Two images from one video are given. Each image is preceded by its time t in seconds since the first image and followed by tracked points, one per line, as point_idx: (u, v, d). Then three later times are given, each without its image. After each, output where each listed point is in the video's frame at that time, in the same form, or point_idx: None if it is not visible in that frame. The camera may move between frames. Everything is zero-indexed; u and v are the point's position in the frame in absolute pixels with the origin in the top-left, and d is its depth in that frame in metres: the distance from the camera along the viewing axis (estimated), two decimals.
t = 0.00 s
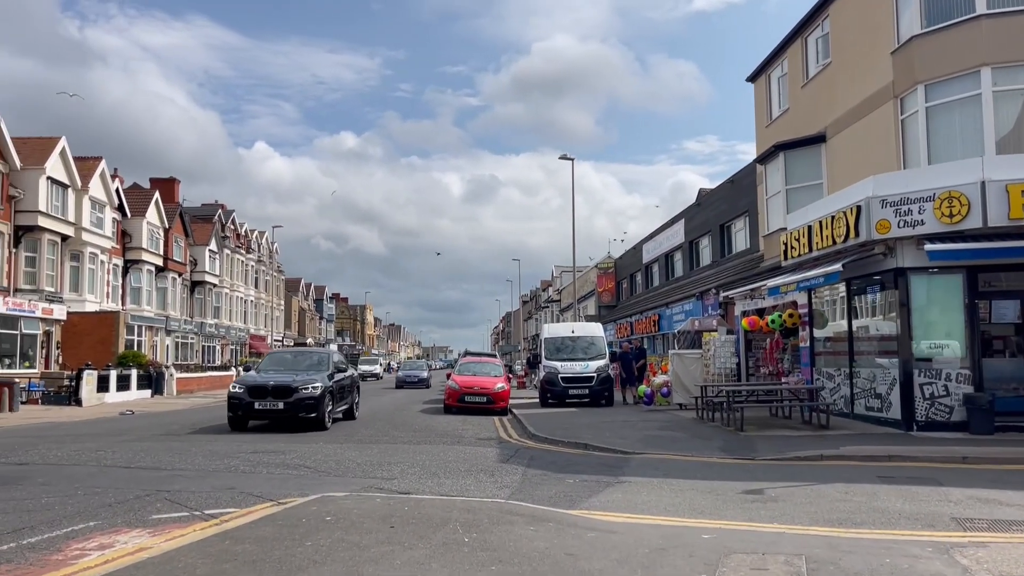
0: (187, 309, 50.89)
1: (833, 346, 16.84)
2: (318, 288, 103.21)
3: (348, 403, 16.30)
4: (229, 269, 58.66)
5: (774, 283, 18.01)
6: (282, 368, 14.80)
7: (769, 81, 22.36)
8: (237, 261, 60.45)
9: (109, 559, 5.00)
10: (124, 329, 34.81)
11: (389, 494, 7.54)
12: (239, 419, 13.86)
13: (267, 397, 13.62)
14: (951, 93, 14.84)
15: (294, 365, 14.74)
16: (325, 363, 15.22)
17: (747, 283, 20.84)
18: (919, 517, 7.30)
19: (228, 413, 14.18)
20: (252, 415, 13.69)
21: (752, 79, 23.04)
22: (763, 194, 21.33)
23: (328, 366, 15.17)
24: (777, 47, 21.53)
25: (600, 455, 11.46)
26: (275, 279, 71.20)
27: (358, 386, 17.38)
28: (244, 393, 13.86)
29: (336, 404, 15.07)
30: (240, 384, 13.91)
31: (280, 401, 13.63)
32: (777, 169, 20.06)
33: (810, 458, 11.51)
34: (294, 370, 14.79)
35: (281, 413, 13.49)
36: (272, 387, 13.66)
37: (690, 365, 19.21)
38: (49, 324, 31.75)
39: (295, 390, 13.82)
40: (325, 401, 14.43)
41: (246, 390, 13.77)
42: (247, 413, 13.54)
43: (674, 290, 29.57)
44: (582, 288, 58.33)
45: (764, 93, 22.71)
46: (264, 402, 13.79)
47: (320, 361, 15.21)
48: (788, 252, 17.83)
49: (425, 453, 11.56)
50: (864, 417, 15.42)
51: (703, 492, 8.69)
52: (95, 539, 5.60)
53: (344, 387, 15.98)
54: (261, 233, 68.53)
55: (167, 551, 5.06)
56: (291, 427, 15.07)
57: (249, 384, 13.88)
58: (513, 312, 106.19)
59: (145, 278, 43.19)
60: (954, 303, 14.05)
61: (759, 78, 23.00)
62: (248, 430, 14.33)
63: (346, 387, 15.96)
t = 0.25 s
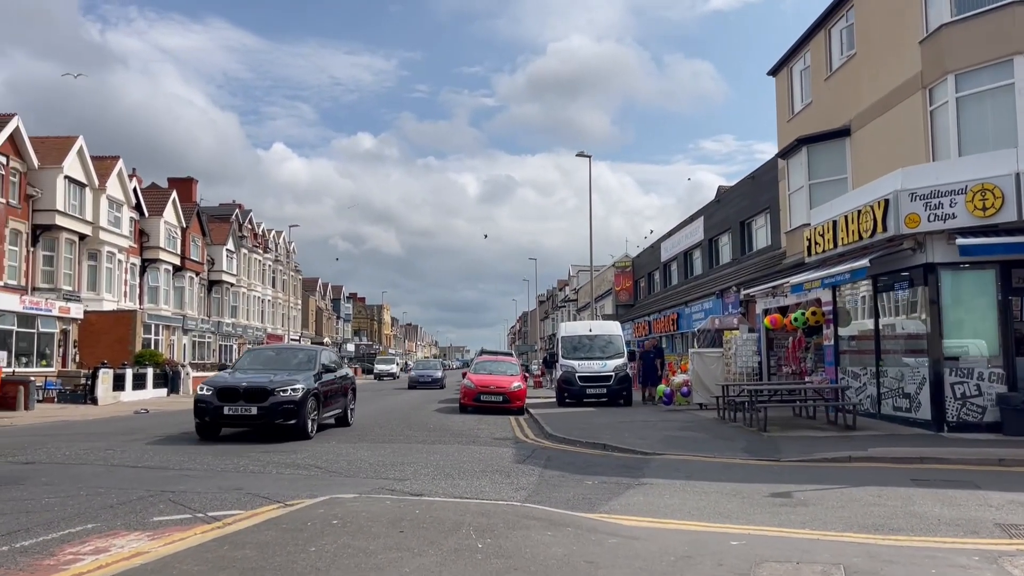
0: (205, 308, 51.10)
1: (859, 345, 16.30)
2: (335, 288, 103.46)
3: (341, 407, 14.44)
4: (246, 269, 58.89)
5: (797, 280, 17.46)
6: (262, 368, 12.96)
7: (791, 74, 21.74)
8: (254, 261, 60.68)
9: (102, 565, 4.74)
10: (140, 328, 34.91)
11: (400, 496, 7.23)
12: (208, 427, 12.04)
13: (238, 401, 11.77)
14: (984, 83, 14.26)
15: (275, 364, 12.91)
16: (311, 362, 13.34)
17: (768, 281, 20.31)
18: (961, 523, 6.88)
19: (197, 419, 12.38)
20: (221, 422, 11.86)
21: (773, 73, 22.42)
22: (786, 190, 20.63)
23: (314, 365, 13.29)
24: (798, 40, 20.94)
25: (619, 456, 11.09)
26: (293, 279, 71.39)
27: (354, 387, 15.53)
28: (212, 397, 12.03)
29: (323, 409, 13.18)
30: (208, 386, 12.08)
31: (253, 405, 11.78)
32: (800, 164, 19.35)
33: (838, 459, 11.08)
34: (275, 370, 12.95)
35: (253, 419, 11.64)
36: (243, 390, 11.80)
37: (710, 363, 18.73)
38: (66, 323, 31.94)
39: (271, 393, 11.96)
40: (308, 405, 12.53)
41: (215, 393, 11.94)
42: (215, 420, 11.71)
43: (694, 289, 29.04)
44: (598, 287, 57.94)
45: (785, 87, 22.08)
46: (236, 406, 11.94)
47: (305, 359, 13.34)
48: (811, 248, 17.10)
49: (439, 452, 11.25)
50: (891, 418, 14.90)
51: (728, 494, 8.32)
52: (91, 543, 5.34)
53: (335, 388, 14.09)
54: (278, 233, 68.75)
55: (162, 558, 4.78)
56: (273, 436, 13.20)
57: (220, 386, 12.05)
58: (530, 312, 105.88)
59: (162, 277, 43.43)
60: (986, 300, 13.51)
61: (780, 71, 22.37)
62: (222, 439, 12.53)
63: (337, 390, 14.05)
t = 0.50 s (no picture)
0: (215, 309, 51.19)
1: (877, 347, 15.87)
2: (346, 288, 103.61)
3: (322, 415, 12.51)
4: (257, 270, 58.98)
5: (813, 280, 16.99)
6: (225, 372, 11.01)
7: (806, 71, 21.17)
8: (265, 262, 60.78)
9: None
10: (150, 329, 34.95)
11: (404, 506, 6.97)
12: (157, 442, 10.09)
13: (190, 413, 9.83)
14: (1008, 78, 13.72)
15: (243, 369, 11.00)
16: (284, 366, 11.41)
17: (782, 281, 19.89)
18: (993, 536, 6.52)
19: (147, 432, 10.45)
20: (172, 439, 9.87)
21: (788, 69, 21.87)
22: (801, 188, 20.13)
23: (286, 368, 11.31)
24: (814, 35, 20.40)
25: (631, 462, 10.79)
26: (304, 279, 71.47)
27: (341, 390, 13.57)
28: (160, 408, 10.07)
29: (299, 419, 11.24)
30: (158, 395, 10.11)
31: (208, 418, 9.80)
32: (815, 162, 18.82)
33: (858, 465, 10.71)
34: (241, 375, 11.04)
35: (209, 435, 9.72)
36: (197, 399, 9.87)
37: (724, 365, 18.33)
38: (76, 323, 32.02)
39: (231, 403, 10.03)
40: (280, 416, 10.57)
41: (164, 404, 9.96)
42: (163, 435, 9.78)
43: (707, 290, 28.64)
44: (610, 287, 57.65)
45: (800, 84, 21.52)
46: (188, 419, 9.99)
47: (278, 362, 11.39)
48: (827, 248, 16.52)
49: (446, 456, 11.00)
50: (911, 422, 14.46)
51: (745, 503, 7.99)
52: (77, 555, 5.11)
53: (314, 394, 12.10)
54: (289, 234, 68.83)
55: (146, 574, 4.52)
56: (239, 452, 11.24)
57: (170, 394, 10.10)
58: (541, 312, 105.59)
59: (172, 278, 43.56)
60: (1010, 301, 13.06)
61: (795, 67, 21.79)
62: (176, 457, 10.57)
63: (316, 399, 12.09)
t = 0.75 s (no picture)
0: (223, 309, 51.16)
1: (892, 346, 15.45)
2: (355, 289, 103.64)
3: (284, 424, 10.55)
4: (265, 269, 58.95)
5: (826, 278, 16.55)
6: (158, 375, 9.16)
7: (819, 65, 20.67)
8: (273, 262, 60.76)
9: None
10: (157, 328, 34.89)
11: (403, 510, 6.69)
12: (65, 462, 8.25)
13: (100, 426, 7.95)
14: None
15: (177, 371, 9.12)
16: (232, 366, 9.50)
17: (795, 280, 19.48)
18: None
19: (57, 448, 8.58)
20: (78, 457, 8.02)
21: (800, 64, 21.39)
22: (814, 185, 19.67)
23: (232, 370, 9.37)
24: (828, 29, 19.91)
25: (640, 463, 10.47)
26: (312, 279, 71.46)
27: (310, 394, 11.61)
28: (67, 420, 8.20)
29: (248, 431, 9.32)
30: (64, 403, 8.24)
31: (123, 433, 7.95)
32: (829, 157, 18.35)
33: (875, 467, 10.34)
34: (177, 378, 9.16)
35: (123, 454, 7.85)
36: (108, 409, 7.97)
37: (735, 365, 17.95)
38: (82, 323, 31.98)
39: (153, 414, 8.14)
40: (218, 429, 8.64)
41: (71, 414, 8.10)
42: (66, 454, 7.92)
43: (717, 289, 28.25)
44: (619, 287, 57.26)
45: (813, 79, 21.03)
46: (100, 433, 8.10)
47: (223, 362, 9.50)
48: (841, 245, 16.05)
49: (450, 457, 10.70)
50: (929, 423, 14.03)
51: (759, 507, 7.65)
52: (54, 562, 4.85)
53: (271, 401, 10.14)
54: (298, 234, 68.79)
55: None
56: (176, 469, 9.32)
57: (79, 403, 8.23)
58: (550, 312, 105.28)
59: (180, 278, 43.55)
60: None
61: (808, 62, 21.31)
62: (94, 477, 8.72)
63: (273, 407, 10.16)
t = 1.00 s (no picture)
0: (227, 310, 51.04)
1: (904, 348, 15.10)
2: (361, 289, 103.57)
3: (227, 442, 8.89)
4: (270, 270, 58.85)
5: (836, 279, 16.19)
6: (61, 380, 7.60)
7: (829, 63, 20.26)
8: (278, 263, 60.67)
9: None
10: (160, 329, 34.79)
11: (398, 521, 6.41)
12: None
13: None
14: None
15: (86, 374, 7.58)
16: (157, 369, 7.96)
17: (803, 280, 19.13)
18: None
19: None
20: None
21: (809, 62, 20.97)
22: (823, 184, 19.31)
23: (157, 375, 7.84)
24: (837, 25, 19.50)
25: (646, 470, 10.17)
26: (317, 280, 71.34)
27: (265, 408, 9.96)
28: None
29: (171, 449, 7.71)
30: None
31: None
32: (838, 156, 17.98)
33: (889, 473, 10.01)
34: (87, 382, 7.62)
35: None
36: None
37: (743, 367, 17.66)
38: (84, 324, 31.88)
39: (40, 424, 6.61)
40: (126, 445, 7.05)
41: None
42: None
43: (724, 290, 27.92)
44: (625, 288, 56.94)
45: (822, 77, 20.62)
46: None
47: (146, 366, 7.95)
48: (851, 245, 15.70)
49: (450, 463, 10.42)
50: (943, 427, 13.66)
51: (770, 517, 7.34)
52: None
53: (208, 414, 8.49)
54: (302, 235, 68.66)
55: None
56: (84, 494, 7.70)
57: None
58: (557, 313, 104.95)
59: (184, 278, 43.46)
60: None
61: (817, 59, 20.90)
62: None
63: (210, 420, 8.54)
